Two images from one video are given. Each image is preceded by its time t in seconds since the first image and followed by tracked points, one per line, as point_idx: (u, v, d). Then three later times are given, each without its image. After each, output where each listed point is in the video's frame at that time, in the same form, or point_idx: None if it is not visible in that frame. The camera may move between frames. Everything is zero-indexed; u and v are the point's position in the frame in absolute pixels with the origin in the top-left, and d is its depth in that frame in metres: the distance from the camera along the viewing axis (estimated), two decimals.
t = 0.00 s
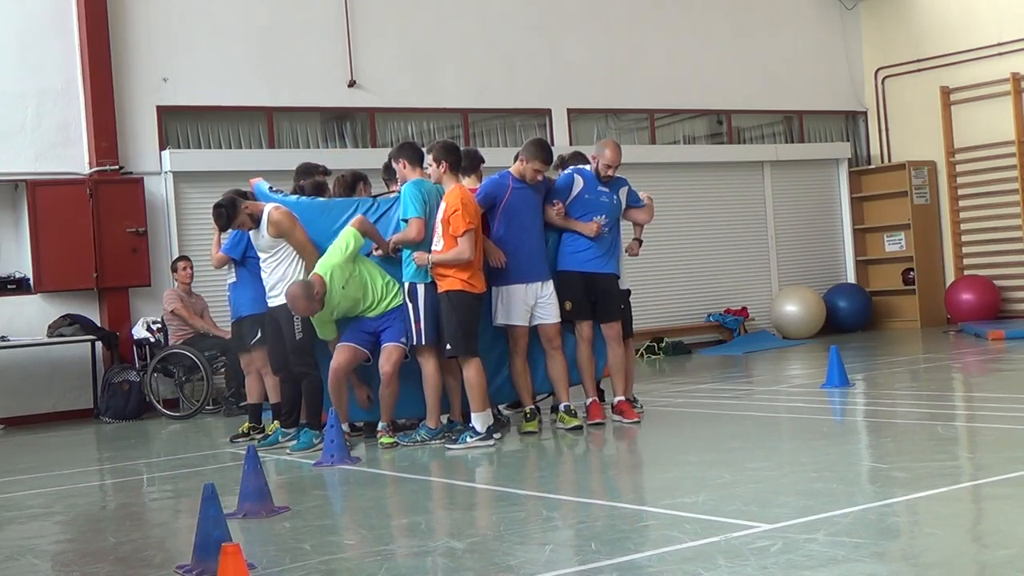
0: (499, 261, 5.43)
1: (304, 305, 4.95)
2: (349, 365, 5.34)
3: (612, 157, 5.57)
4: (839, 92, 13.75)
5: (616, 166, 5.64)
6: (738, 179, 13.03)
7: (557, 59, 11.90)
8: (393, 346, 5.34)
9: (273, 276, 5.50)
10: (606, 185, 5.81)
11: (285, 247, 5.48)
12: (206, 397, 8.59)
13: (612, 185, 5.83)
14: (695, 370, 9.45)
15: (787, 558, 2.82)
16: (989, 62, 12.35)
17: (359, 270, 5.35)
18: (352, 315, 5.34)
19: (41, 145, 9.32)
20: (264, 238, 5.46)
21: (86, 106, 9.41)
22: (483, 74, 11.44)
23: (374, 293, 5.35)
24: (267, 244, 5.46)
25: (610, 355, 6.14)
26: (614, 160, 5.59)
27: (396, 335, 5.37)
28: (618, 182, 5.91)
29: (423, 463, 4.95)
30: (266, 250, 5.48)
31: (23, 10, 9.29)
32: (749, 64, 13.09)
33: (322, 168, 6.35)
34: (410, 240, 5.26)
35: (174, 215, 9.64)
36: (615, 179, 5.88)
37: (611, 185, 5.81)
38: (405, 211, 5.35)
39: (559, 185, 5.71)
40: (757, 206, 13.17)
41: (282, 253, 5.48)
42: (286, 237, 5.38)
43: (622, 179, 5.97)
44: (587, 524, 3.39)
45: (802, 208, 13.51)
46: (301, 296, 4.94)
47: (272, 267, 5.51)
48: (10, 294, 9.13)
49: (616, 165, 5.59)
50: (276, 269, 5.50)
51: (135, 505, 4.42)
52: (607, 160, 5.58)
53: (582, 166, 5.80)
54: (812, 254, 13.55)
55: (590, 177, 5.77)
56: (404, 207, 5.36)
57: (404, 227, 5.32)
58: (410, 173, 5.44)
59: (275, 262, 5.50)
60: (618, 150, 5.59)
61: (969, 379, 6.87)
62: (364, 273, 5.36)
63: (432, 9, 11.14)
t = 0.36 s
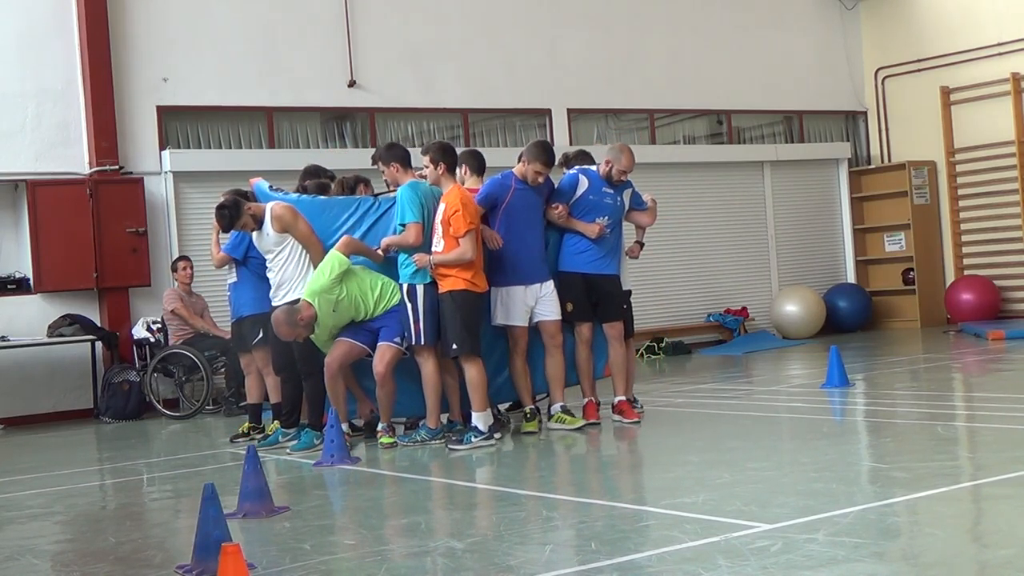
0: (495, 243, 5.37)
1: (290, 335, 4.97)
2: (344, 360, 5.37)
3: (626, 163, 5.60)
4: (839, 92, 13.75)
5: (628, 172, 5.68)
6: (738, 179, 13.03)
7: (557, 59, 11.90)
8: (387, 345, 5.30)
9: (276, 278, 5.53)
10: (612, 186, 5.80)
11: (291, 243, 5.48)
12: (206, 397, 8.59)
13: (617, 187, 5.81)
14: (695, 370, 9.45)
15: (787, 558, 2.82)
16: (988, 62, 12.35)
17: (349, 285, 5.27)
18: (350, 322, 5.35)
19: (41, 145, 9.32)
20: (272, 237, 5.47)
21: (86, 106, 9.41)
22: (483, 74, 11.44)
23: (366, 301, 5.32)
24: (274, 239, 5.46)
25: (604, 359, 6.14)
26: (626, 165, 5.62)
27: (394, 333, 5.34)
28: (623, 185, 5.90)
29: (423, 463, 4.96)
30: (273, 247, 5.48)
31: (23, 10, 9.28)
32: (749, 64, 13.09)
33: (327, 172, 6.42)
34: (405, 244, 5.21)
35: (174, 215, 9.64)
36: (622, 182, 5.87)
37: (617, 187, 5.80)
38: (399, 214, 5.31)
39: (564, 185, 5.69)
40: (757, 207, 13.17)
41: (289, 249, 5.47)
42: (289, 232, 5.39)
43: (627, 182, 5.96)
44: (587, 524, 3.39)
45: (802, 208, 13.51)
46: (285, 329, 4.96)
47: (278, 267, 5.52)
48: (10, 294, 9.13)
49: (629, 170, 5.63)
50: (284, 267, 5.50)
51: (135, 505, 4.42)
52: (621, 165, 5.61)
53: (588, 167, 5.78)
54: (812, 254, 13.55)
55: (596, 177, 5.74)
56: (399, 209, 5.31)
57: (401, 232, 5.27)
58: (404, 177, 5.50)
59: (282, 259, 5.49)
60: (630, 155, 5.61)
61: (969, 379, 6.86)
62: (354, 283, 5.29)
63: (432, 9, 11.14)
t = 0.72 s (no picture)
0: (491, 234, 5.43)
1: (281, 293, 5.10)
2: (350, 352, 5.46)
3: (633, 163, 5.58)
4: (839, 92, 13.75)
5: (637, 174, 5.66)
6: (738, 179, 13.03)
7: (557, 59, 11.90)
8: (384, 332, 5.39)
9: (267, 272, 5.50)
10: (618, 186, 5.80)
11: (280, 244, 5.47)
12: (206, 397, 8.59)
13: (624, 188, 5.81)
14: (695, 370, 9.44)
15: (787, 558, 2.82)
16: (988, 62, 12.35)
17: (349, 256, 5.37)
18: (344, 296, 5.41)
19: (41, 145, 9.32)
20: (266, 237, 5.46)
21: (86, 106, 9.41)
22: (483, 74, 11.44)
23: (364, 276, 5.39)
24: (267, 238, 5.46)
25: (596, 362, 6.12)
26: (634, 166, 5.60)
27: (388, 322, 5.41)
28: (631, 186, 5.89)
29: (424, 463, 4.96)
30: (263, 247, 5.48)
31: (23, 10, 9.28)
32: (749, 64, 13.09)
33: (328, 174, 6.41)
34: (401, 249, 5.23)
35: (174, 215, 9.65)
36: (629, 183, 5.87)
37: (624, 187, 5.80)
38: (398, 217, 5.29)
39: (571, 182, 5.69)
40: (757, 207, 13.17)
41: (278, 248, 5.46)
42: (280, 224, 5.43)
43: (636, 183, 5.96)
44: (587, 525, 3.39)
45: (802, 208, 13.51)
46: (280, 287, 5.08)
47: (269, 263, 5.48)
48: (10, 294, 9.13)
49: (637, 171, 5.62)
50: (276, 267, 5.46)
51: (135, 505, 4.42)
52: (630, 167, 5.59)
53: (596, 166, 5.79)
54: (812, 254, 13.55)
55: (603, 177, 5.74)
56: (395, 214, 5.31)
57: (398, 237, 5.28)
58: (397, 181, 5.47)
59: (271, 258, 5.46)
60: (638, 155, 5.59)
61: (969, 379, 6.86)
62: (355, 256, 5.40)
63: (432, 9, 11.14)
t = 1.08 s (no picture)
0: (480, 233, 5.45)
1: (285, 256, 5.16)
2: (351, 349, 5.46)
3: (635, 166, 5.56)
4: (839, 92, 13.75)
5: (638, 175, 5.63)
6: (738, 179, 13.02)
7: (557, 58, 11.90)
8: (382, 329, 5.41)
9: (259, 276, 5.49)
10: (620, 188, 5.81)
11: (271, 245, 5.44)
12: (206, 397, 8.60)
13: (625, 189, 5.81)
14: (695, 370, 9.44)
15: (787, 558, 2.82)
16: (988, 62, 12.36)
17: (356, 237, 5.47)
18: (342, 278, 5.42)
19: (41, 145, 9.32)
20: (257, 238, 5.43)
21: (86, 106, 9.41)
22: (483, 74, 11.44)
23: (365, 260, 5.43)
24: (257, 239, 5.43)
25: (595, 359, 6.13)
26: (636, 168, 5.58)
27: (385, 317, 5.41)
28: (632, 187, 5.89)
29: (424, 463, 4.96)
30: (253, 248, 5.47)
31: (23, 9, 9.28)
32: (749, 64, 13.09)
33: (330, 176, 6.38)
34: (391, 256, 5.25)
35: (174, 215, 9.65)
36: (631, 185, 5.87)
37: (625, 189, 5.80)
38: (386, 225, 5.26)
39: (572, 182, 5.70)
40: (757, 207, 13.17)
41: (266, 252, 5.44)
42: (269, 229, 5.40)
43: (638, 185, 5.95)
44: (587, 525, 3.39)
45: (802, 208, 13.51)
46: (283, 245, 5.15)
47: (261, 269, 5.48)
48: (10, 294, 9.13)
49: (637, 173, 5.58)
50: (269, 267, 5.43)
51: (135, 505, 4.42)
52: (630, 168, 5.57)
53: (599, 167, 5.80)
54: (812, 254, 13.55)
55: (604, 178, 5.74)
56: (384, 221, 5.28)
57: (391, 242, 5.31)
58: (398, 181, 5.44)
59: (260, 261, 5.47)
60: (641, 157, 5.58)
61: (968, 379, 6.86)
62: (362, 239, 5.48)
63: (432, 9, 11.14)
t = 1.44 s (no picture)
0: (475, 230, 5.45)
1: (302, 225, 5.26)
2: (349, 348, 5.47)
3: (629, 162, 5.61)
4: (839, 92, 13.75)
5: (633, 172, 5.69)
6: (738, 179, 13.03)
7: (557, 59, 11.90)
8: (383, 327, 5.42)
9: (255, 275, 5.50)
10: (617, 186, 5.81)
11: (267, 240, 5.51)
12: (206, 397, 8.60)
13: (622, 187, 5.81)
14: (695, 370, 9.44)
15: (787, 558, 2.82)
16: (988, 62, 12.35)
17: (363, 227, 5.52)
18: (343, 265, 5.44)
19: (41, 145, 9.32)
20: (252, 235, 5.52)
21: (86, 106, 9.41)
22: (483, 74, 11.44)
23: (365, 251, 5.45)
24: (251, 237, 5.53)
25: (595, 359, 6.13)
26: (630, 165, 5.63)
27: (386, 316, 5.44)
28: (629, 185, 5.90)
29: (423, 462, 4.96)
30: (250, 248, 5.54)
31: (23, 9, 9.28)
32: (749, 64, 13.09)
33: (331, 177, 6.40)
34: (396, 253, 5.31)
35: (174, 215, 9.65)
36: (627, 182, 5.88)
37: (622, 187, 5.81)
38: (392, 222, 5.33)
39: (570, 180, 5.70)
40: (757, 207, 13.17)
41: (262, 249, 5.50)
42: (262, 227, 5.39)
43: (635, 182, 5.96)
44: (587, 525, 3.39)
45: (802, 208, 13.51)
46: (300, 216, 5.25)
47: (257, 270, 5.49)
48: (10, 294, 9.13)
49: (631, 169, 5.63)
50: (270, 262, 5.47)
51: (135, 505, 4.42)
52: (623, 164, 5.63)
53: (596, 166, 5.81)
54: (812, 254, 13.55)
55: (601, 177, 5.74)
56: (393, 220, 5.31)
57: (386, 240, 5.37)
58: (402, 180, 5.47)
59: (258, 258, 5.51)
60: (636, 154, 5.63)
61: (968, 379, 6.86)
62: (367, 230, 5.52)
63: (432, 9, 11.14)
